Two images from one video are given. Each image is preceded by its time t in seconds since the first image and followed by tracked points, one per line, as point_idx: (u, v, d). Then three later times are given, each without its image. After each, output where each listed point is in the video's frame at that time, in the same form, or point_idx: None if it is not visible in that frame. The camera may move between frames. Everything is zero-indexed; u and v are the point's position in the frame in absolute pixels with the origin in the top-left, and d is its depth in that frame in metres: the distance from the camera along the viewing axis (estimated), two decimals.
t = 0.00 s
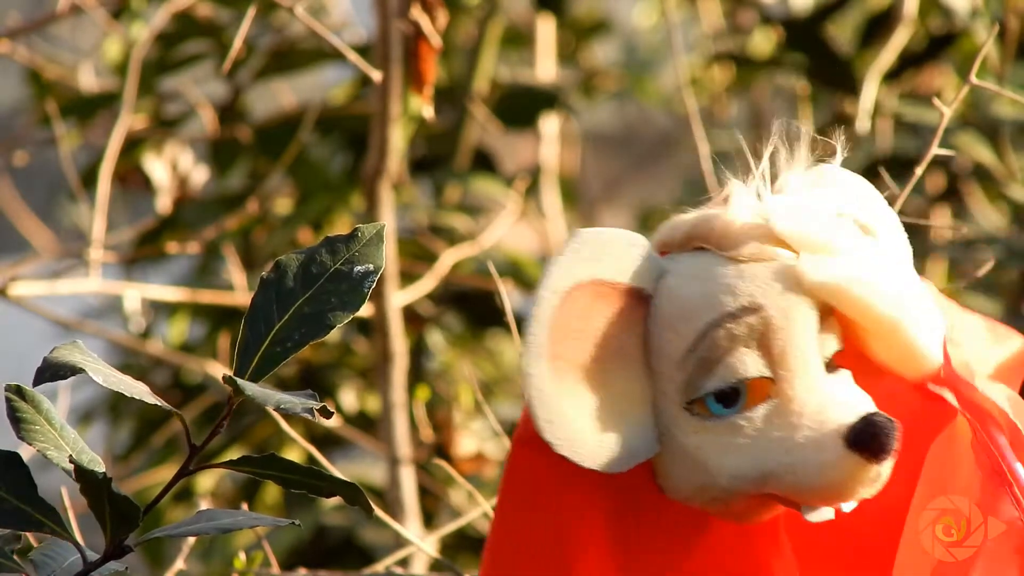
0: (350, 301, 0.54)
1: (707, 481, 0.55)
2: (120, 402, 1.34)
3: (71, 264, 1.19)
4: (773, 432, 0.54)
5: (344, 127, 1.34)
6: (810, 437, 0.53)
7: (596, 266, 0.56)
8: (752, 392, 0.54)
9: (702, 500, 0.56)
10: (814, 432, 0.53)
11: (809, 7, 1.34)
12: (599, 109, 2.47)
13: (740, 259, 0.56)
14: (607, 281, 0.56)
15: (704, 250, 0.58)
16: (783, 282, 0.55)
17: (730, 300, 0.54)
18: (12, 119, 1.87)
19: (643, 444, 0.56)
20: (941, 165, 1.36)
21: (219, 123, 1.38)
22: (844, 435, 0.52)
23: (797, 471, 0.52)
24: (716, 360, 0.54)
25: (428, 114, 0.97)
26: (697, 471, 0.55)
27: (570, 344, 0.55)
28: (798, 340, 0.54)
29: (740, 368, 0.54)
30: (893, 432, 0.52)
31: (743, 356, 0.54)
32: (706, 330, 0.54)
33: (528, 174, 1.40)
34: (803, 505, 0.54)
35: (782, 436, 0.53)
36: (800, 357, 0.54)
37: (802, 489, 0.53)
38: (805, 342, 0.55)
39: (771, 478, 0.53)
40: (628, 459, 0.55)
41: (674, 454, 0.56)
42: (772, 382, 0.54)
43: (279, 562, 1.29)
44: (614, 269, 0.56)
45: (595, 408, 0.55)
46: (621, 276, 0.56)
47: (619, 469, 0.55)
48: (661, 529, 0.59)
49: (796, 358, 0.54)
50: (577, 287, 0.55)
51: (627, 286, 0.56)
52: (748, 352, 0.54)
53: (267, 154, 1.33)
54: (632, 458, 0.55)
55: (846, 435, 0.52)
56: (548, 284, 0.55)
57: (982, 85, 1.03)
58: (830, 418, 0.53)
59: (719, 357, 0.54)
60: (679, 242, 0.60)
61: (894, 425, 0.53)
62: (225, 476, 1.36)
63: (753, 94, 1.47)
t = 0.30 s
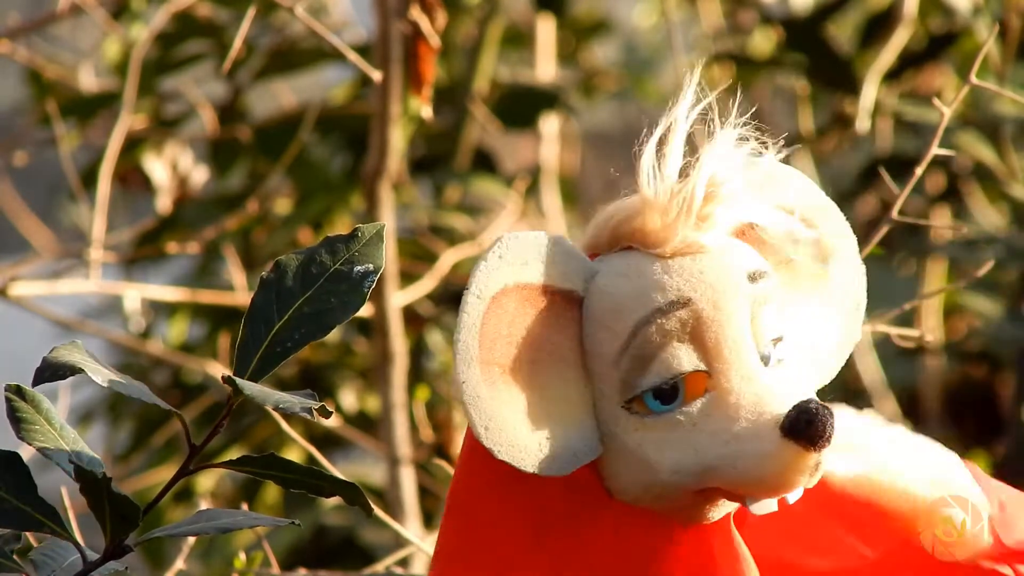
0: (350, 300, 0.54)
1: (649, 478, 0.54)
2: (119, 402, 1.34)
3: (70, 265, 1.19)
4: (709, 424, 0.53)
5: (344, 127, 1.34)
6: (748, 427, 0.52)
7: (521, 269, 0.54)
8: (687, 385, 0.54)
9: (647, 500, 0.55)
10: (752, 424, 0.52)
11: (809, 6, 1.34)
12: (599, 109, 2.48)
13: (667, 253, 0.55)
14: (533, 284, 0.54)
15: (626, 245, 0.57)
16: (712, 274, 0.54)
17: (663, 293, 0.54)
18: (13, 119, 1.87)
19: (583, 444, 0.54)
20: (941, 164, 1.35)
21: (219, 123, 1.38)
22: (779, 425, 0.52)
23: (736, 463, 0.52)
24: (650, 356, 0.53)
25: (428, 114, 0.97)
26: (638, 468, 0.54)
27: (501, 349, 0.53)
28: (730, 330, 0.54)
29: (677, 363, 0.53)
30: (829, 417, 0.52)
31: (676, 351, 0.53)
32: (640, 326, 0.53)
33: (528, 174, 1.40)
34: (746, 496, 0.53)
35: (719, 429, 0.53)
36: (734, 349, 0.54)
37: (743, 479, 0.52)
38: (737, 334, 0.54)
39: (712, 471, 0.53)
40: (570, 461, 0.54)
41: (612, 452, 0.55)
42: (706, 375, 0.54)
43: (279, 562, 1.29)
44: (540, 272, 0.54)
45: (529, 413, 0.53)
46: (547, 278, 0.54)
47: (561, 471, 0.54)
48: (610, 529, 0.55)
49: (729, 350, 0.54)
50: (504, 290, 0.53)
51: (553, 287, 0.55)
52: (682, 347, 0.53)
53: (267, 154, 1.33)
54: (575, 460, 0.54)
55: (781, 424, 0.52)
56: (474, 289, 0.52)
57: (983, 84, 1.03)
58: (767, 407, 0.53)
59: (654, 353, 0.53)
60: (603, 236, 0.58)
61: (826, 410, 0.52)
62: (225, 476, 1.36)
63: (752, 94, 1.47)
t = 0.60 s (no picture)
0: (350, 300, 0.54)
1: (657, 485, 0.54)
2: (119, 402, 1.34)
3: (71, 264, 1.19)
4: (717, 431, 0.53)
5: (345, 127, 1.34)
6: (757, 435, 0.53)
7: (526, 277, 0.54)
8: (695, 393, 0.54)
9: (655, 505, 0.55)
10: (760, 432, 0.53)
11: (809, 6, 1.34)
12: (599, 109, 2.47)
13: (673, 261, 0.55)
14: (539, 291, 0.54)
15: (632, 252, 0.57)
16: (718, 281, 0.54)
17: (670, 301, 0.54)
18: (12, 119, 1.87)
19: (592, 452, 0.54)
20: (941, 165, 1.36)
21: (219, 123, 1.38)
22: (788, 433, 0.52)
23: (745, 471, 0.52)
24: (658, 364, 0.53)
25: (427, 115, 0.97)
26: (646, 475, 0.54)
27: (508, 357, 0.53)
28: (737, 338, 0.54)
29: (685, 370, 0.53)
30: (834, 424, 0.52)
31: (683, 358, 0.53)
32: (647, 334, 0.53)
33: (528, 174, 1.40)
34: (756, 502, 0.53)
35: (726, 437, 0.53)
36: (741, 356, 0.54)
37: (751, 486, 0.53)
38: (745, 341, 0.54)
39: (720, 478, 0.53)
40: (577, 470, 0.54)
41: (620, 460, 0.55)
42: (714, 383, 0.54)
43: (279, 562, 1.29)
44: (547, 279, 0.54)
45: (535, 420, 0.53)
46: (553, 285, 0.54)
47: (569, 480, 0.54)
48: (621, 538, 0.55)
49: (737, 357, 0.54)
50: (510, 298, 0.53)
51: (559, 295, 0.55)
52: (689, 355, 0.53)
53: (267, 153, 1.33)
54: (582, 469, 0.54)
55: (790, 433, 0.52)
56: (479, 298, 0.52)
57: (982, 84, 1.03)
58: (775, 414, 0.53)
59: (662, 361, 0.53)
60: (608, 242, 0.58)
61: (835, 420, 0.53)
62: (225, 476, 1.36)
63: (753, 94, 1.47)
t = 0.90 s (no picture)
0: (349, 300, 0.54)
1: (682, 500, 0.54)
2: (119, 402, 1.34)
3: (71, 264, 1.19)
4: (744, 449, 0.53)
5: (345, 127, 1.34)
6: (783, 453, 0.52)
7: (561, 289, 0.54)
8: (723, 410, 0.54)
9: (678, 519, 0.55)
10: (785, 450, 0.52)
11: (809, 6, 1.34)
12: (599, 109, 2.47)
13: (707, 276, 0.55)
14: (572, 304, 0.54)
15: (666, 266, 0.57)
16: (751, 298, 0.54)
17: (702, 317, 0.53)
18: (12, 119, 1.87)
19: (619, 465, 0.54)
20: (941, 166, 1.36)
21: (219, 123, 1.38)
22: (815, 448, 0.51)
23: (769, 486, 0.51)
24: (687, 379, 0.53)
25: (427, 114, 0.97)
26: (672, 490, 0.54)
27: (539, 369, 0.53)
28: (767, 356, 0.54)
29: (713, 387, 0.53)
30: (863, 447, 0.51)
31: (714, 376, 0.53)
32: (677, 349, 0.53)
33: (527, 174, 1.40)
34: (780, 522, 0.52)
35: (752, 455, 0.52)
36: (771, 375, 0.54)
37: (778, 506, 0.51)
38: (775, 360, 0.54)
39: (746, 497, 0.52)
40: (603, 483, 0.54)
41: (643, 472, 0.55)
42: (742, 402, 0.54)
43: (278, 561, 1.29)
44: (583, 291, 0.54)
45: (564, 431, 0.54)
46: (587, 297, 0.54)
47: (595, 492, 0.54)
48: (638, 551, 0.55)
49: (767, 375, 0.53)
50: (542, 311, 0.53)
51: (592, 307, 0.54)
52: (719, 372, 0.53)
53: (267, 153, 1.33)
54: (608, 482, 0.54)
55: (815, 453, 0.51)
56: (513, 309, 0.52)
57: (982, 84, 1.02)
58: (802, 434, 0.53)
59: (692, 376, 0.53)
60: (643, 254, 0.58)
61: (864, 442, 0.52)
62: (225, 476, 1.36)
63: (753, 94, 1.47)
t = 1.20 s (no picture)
0: (349, 300, 0.54)
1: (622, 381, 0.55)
2: (119, 402, 1.34)
3: (70, 264, 1.19)
4: (658, 310, 0.53)
5: (345, 127, 1.34)
6: (690, 287, 0.53)
7: (433, 251, 0.55)
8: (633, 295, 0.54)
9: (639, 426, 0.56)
10: (690, 283, 0.53)
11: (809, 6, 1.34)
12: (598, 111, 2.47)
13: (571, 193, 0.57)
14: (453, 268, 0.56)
15: (537, 196, 0.59)
16: (620, 184, 0.56)
17: (578, 222, 0.55)
18: (12, 119, 1.87)
19: (563, 396, 0.55)
20: (941, 165, 1.37)
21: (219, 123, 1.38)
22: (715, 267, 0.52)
23: (685, 338, 0.52)
24: (588, 286, 0.55)
25: (427, 114, 0.97)
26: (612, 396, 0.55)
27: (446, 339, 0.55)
28: (648, 225, 0.55)
29: (610, 279, 0.54)
30: (754, 251, 0.51)
31: (611, 269, 0.54)
32: (568, 260, 0.55)
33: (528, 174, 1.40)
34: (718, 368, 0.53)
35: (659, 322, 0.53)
36: (661, 241, 0.55)
37: (697, 343, 0.52)
38: (661, 232, 0.55)
39: (672, 345, 0.53)
40: (542, 421, 0.55)
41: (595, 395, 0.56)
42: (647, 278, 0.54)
43: (278, 561, 1.29)
44: (448, 260, 0.55)
45: (495, 384, 0.55)
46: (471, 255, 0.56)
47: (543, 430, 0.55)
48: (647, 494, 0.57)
49: (656, 244, 0.54)
50: (419, 285, 0.55)
51: (475, 264, 0.56)
52: (613, 264, 0.54)
53: (267, 154, 1.33)
54: (553, 415, 0.55)
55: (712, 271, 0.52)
56: (385, 292, 0.54)
57: (982, 84, 1.02)
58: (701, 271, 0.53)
59: (593, 274, 0.55)
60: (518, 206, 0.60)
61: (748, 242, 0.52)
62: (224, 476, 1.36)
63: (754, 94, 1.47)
